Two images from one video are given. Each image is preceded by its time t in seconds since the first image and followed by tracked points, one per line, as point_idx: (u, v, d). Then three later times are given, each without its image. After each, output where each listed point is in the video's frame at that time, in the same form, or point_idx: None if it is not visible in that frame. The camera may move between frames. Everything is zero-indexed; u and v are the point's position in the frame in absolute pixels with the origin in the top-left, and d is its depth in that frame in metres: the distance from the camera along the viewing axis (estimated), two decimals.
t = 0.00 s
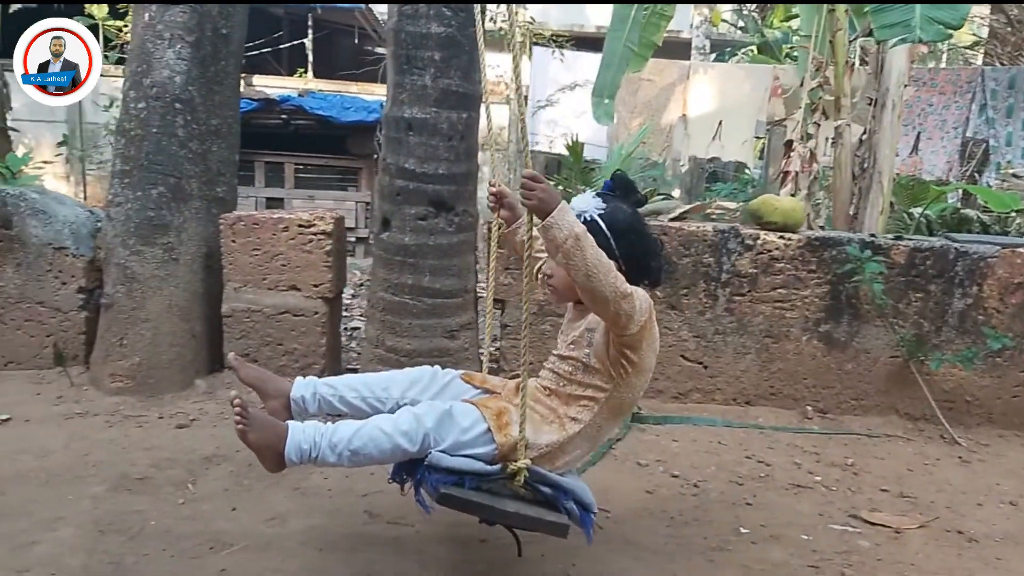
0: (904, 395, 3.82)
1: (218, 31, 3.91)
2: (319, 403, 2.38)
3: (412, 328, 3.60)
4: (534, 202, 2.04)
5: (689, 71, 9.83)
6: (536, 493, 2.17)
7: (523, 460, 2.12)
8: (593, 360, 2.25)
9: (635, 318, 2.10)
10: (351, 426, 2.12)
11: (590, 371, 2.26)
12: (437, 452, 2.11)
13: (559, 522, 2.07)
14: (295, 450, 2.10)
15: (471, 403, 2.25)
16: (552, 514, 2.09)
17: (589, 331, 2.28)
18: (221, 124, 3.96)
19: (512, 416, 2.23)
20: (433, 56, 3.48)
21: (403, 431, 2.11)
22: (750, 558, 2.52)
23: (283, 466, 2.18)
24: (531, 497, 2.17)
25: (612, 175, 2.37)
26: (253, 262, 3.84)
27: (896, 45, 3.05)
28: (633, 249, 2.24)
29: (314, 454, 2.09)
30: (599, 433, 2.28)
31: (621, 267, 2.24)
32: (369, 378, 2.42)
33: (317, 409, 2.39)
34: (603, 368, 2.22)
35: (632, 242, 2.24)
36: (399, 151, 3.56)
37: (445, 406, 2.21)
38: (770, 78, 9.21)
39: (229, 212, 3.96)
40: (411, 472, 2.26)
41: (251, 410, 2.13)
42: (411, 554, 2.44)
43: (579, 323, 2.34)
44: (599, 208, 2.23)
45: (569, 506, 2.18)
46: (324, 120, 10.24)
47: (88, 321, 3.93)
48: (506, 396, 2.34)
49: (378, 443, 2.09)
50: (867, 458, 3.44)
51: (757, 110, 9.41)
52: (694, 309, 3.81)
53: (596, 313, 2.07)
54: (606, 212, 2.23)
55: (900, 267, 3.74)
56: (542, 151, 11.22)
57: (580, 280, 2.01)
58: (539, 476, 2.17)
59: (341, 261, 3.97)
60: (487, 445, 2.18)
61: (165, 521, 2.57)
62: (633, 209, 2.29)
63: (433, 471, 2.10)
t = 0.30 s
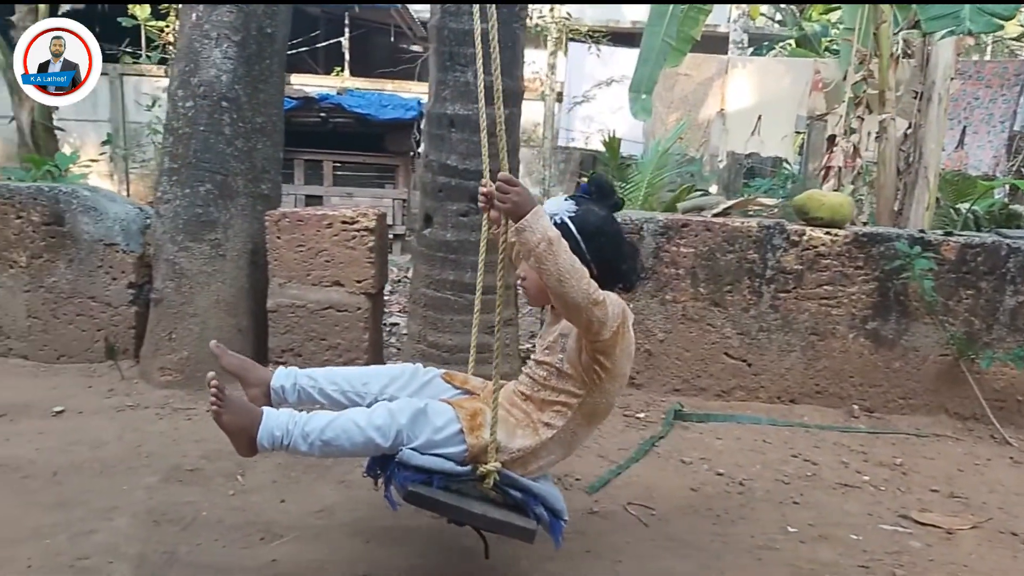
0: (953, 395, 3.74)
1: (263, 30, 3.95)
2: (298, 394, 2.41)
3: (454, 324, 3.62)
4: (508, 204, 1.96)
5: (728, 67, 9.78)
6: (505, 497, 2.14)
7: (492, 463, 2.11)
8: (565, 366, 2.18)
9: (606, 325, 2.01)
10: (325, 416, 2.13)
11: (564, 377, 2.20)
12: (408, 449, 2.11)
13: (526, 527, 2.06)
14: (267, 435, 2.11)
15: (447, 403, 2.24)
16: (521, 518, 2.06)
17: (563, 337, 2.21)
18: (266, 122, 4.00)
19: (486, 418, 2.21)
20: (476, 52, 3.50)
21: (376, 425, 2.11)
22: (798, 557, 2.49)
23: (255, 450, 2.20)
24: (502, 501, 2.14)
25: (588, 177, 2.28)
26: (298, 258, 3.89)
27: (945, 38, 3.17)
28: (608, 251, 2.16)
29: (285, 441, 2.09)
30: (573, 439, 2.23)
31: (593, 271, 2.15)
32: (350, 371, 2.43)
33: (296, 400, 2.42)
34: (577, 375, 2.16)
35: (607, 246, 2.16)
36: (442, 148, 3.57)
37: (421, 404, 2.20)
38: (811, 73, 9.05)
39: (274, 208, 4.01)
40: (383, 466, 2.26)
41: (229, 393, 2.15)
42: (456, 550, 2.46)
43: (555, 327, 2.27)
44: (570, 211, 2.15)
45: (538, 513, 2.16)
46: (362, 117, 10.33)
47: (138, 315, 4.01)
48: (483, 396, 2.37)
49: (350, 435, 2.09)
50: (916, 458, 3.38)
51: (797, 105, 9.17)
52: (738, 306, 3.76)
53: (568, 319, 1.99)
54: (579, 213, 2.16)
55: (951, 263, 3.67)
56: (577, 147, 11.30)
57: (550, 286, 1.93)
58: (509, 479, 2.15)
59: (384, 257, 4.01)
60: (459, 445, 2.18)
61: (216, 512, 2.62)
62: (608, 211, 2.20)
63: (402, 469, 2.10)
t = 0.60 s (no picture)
0: (1008, 397, 3.68)
1: (310, 30, 3.99)
2: (278, 382, 2.56)
3: (497, 322, 3.63)
4: (481, 207, 2.05)
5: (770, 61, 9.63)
6: (474, 497, 2.19)
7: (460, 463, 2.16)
8: (537, 370, 2.23)
9: (574, 330, 2.08)
10: (298, 405, 2.20)
11: (535, 382, 2.25)
12: (378, 444, 2.17)
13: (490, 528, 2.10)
14: (240, 421, 2.19)
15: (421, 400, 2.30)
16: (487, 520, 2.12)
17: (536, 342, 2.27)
18: (313, 122, 4.04)
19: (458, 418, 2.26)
20: (521, 50, 3.47)
21: (348, 418, 2.18)
22: (852, 560, 2.47)
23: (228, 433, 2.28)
24: (470, 501, 2.20)
25: (564, 183, 2.36)
26: (344, 255, 3.93)
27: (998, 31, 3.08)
28: (577, 255, 2.22)
29: (257, 428, 2.17)
30: (545, 441, 2.27)
31: (563, 273, 2.23)
32: (330, 363, 2.56)
33: (277, 387, 2.58)
34: (548, 379, 2.21)
35: (576, 251, 2.22)
36: (487, 146, 3.60)
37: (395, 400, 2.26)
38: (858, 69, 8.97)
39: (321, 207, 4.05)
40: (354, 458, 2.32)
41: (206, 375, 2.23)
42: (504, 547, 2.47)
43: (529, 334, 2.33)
44: (540, 214, 2.21)
45: (506, 515, 2.21)
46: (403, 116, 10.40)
47: (188, 311, 4.09)
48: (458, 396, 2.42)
49: (322, 426, 2.16)
50: (970, 461, 3.31)
51: (841, 101, 9.16)
52: (787, 305, 3.70)
53: (534, 324, 2.07)
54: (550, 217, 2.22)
55: (1007, 262, 3.60)
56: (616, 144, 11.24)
57: (518, 288, 2.02)
58: (478, 481, 2.20)
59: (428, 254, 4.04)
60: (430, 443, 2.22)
61: (268, 504, 2.67)
62: (580, 214, 2.26)
63: (371, 462, 2.16)
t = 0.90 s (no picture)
0: None
1: (358, 32, 4.02)
2: (259, 369, 2.55)
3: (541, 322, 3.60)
4: (456, 207, 2.06)
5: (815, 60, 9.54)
6: (439, 495, 2.22)
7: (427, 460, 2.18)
8: (507, 372, 2.25)
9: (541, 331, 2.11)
10: (270, 394, 2.23)
11: (505, 383, 2.26)
12: (347, 436, 2.21)
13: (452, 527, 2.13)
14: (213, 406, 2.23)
15: (394, 395, 2.32)
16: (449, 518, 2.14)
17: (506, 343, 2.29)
18: (360, 123, 4.08)
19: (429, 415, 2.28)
20: (569, 50, 3.47)
21: (319, 409, 2.20)
22: (907, 568, 2.44)
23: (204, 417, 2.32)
24: (436, 498, 2.23)
25: (535, 187, 2.42)
26: (390, 255, 3.96)
27: None
28: (547, 257, 2.27)
29: (229, 413, 2.21)
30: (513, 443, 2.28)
31: (533, 275, 2.28)
32: (310, 353, 2.55)
33: (258, 374, 2.57)
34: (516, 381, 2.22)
35: (546, 253, 2.27)
36: (532, 146, 3.57)
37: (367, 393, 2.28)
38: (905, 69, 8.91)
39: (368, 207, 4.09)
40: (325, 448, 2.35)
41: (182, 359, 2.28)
42: (551, 549, 2.47)
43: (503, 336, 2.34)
44: (510, 217, 2.27)
45: (469, 514, 2.24)
46: (445, 117, 10.46)
47: (238, 308, 4.17)
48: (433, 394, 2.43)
49: (292, 416, 2.19)
50: None
51: (889, 101, 9.07)
52: (836, 308, 3.64)
53: (502, 327, 2.10)
54: (522, 219, 2.27)
55: None
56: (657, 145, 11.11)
57: (487, 289, 2.05)
58: (444, 479, 2.22)
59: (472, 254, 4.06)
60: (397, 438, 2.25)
61: (317, 499, 2.70)
62: (550, 217, 2.31)
63: (339, 453, 2.21)
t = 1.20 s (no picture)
0: None
1: (402, 35, 4.04)
2: (240, 353, 2.73)
3: (582, 325, 3.57)
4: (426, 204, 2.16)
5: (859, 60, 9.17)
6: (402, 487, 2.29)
7: (391, 452, 2.24)
8: (474, 369, 2.29)
9: (505, 330, 2.15)
10: (242, 378, 2.34)
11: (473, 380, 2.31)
12: (314, 424, 2.31)
13: (411, 519, 2.21)
14: (189, 387, 2.37)
15: (364, 386, 2.40)
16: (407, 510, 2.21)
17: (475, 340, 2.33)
18: (403, 125, 4.09)
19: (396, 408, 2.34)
20: (613, 51, 3.45)
21: (288, 395, 2.31)
22: None
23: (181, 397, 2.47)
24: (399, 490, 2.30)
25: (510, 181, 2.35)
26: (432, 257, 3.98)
27: None
28: (518, 256, 2.24)
29: (203, 395, 2.34)
30: (479, 438, 2.32)
31: (503, 274, 2.25)
32: (289, 341, 2.71)
33: (239, 357, 2.74)
34: (482, 378, 2.26)
35: (516, 253, 2.23)
36: (575, 148, 3.53)
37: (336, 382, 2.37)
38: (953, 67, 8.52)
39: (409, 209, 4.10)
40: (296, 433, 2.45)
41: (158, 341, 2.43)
42: (595, 552, 2.46)
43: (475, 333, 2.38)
44: (480, 216, 2.23)
45: (432, 507, 2.30)
46: (482, 119, 10.46)
47: (282, 308, 4.23)
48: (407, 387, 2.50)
49: (262, 401, 2.30)
50: None
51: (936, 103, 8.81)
52: (885, 313, 3.57)
53: (466, 324, 2.14)
54: (493, 218, 2.22)
55: None
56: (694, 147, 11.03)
57: (451, 286, 2.11)
58: (407, 471, 2.29)
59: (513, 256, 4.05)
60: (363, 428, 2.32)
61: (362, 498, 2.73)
62: (520, 216, 2.26)
63: (306, 440, 2.30)
